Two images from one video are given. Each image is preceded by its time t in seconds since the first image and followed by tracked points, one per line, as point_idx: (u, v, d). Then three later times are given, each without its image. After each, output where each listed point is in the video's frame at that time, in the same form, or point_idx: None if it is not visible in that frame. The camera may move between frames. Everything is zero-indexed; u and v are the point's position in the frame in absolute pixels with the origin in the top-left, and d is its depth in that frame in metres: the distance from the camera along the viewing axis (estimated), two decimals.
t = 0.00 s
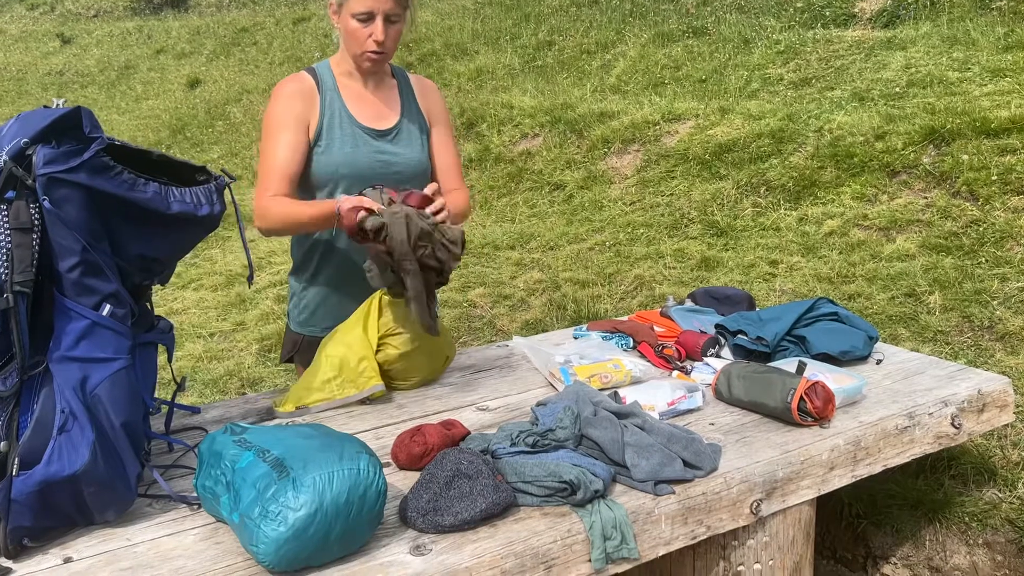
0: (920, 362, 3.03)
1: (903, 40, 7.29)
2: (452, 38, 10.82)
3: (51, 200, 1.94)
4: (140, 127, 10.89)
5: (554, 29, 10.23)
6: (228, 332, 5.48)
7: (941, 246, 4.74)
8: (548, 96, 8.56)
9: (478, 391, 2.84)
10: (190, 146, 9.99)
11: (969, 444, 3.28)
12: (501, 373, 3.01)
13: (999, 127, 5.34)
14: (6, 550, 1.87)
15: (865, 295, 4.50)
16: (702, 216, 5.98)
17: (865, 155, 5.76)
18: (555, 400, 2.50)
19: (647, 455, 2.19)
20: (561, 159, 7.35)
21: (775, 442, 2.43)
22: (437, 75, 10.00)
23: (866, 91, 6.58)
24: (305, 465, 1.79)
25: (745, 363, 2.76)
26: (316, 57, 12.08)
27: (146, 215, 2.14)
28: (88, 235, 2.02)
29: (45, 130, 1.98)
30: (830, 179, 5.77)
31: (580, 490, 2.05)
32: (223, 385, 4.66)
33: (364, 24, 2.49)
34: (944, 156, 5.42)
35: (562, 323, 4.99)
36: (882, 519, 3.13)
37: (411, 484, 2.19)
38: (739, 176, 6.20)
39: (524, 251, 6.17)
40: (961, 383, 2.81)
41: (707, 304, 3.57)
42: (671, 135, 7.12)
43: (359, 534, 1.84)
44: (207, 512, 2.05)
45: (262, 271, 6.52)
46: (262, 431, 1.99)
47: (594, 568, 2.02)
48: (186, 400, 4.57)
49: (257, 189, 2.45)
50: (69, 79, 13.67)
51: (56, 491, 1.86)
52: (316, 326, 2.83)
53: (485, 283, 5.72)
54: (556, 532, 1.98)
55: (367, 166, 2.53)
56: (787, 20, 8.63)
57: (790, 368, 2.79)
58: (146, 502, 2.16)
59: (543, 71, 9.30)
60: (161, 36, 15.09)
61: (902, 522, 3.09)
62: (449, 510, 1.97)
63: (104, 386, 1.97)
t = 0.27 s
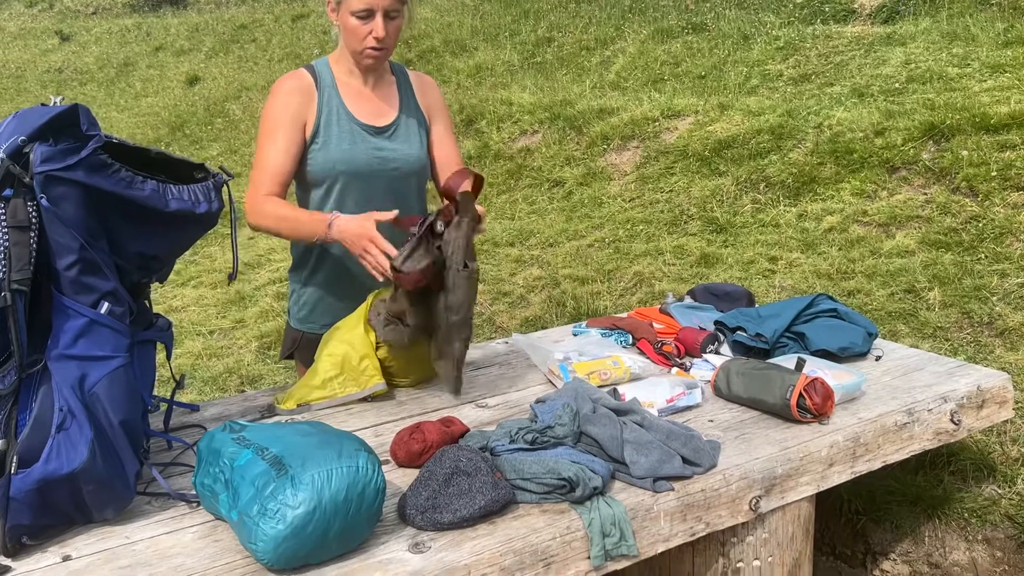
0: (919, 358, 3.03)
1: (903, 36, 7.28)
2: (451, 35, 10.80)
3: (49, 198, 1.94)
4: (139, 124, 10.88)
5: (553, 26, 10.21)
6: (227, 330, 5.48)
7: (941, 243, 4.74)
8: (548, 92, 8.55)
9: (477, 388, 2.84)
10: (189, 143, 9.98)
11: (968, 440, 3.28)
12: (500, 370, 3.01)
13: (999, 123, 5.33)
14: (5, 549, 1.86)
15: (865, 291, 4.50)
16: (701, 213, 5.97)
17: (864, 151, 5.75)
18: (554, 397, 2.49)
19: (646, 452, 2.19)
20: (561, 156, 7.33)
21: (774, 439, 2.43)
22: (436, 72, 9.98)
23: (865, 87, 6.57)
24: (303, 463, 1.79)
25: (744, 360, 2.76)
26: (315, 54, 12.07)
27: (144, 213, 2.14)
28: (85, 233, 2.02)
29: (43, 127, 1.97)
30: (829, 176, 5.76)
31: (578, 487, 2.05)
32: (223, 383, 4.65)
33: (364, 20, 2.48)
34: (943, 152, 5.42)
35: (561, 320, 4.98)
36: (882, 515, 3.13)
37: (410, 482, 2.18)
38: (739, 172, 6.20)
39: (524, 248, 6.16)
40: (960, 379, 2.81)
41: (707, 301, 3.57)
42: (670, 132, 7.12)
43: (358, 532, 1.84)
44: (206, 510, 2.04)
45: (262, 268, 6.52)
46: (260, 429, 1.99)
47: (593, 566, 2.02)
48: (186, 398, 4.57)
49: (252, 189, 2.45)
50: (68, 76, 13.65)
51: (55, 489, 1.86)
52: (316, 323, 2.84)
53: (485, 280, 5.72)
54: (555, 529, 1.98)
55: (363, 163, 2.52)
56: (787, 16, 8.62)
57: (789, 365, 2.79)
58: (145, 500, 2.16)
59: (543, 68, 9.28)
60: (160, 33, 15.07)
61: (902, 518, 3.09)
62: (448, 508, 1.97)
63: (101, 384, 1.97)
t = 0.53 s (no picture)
0: (920, 356, 3.03)
1: (903, 33, 7.27)
2: (451, 32, 10.79)
3: (48, 197, 1.93)
4: (139, 123, 10.87)
5: (553, 24, 10.20)
6: (227, 328, 5.48)
7: (941, 240, 4.73)
8: (548, 90, 8.54)
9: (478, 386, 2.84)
10: (189, 142, 9.97)
11: (968, 437, 3.28)
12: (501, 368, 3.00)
13: (999, 120, 5.33)
14: (6, 548, 1.86)
15: (865, 288, 4.50)
16: (701, 210, 5.97)
17: (865, 149, 5.75)
18: (554, 395, 2.49)
19: (647, 450, 2.19)
20: (561, 154, 7.33)
21: (774, 436, 2.43)
22: (436, 70, 9.97)
23: (865, 84, 6.56)
24: (304, 461, 1.79)
25: (744, 357, 2.76)
26: (314, 52, 12.05)
27: (144, 211, 2.14)
28: (85, 231, 2.02)
29: (43, 125, 1.98)
30: (829, 173, 5.76)
31: (579, 485, 2.05)
32: (223, 381, 4.66)
33: (362, 20, 2.48)
34: (943, 149, 5.41)
35: (561, 318, 4.98)
36: (883, 513, 3.14)
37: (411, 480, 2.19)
38: (739, 170, 6.19)
39: (524, 246, 6.16)
40: (961, 377, 2.81)
41: (707, 298, 3.57)
42: (670, 130, 7.11)
43: (359, 530, 1.84)
44: (207, 509, 2.04)
45: (261, 267, 6.51)
46: (260, 428, 1.99)
47: (594, 563, 2.02)
48: (186, 396, 4.57)
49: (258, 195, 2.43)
50: (67, 74, 13.64)
51: (56, 487, 1.86)
52: (316, 322, 2.84)
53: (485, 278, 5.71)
54: (555, 527, 1.98)
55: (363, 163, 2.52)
56: (787, 13, 8.61)
57: (789, 362, 2.79)
58: (145, 498, 2.16)
59: (542, 65, 9.27)
60: (159, 31, 15.06)
61: (902, 516, 3.09)
62: (448, 506, 1.97)
63: (102, 383, 1.97)
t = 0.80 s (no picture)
0: (921, 354, 3.02)
1: (903, 31, 7.26)
2: (451, 31, 10.79)
3: (48, 196, 1.93)
4: (138, 121, 10.86)
5: (553, 22, 10.20)
6: (227, 327, 5.48)
7: (941, 238, 4.73)
8: (548, 88, 8.54)
9: (479, 385, 2.83)
10: (189, 141, 9.97)
11: (969, 435, 3.28)
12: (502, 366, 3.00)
13: (999, 118, 5.32)
14: (6, 547, 1.86)
15: (866, 286, 4.49)
16: (702, 209, 5.97)
17: (865, 146, 5.75)
18: (555, 393, 2.49)
19: (647, 448, 2.19)
20: (561, 152, 7.32)
21: (775, 435, 2.42)
22: (436, 68, 9.97)
23: (865, 82, 6.56)
24: (304, 459, 1.79)
25: (744, 356, 2.76)
26: (314, 50, 12.04)
27: (143, 210, 2.13)
28: (85, 230, 2.02)
29: (43, 124, 1.97)
30: (830, 171, 5.75)
31: (580, 484, 2.05)
32: (223, 380, 4.66)
33: (369, 16, 2.48)
34: (943, 147, 5.41)
35: (562, 317, 4.98)
36: (883, 511, 3.14)
37: (411, 478, 2.19)
38: (739, 168, 6.19)
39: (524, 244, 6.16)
40: (961, 374, 2.81)
41: (707, 297, 3.57)
42: (670, 128, 7.11)
43: (359, 528, 1.83)
44: (207, 508, 2.04)
45: (261, 265, 6.51)
46: (261, 427, 1.99)
47: (594, 562, 2.03)
48: (187, 395, 4.58)
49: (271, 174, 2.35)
50: (67, 73, 13.63)
51: (56, 487, 1.86)
52: (318, 319, 2.84)
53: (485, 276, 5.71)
54: (556, 526, 1.98)
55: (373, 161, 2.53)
56: (787, 11, 8.60)
57: (790, 361, 2.79)
58: (146, 497, 2.16)
59: (542, 64, 9.27)
60: (159, 30, 15.05)
61: (902, 514, 3.09)
62: (449, 505, 1.97)
63: (102, 381, 1.97)
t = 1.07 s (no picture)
0: (921, 354, 3.02)
1: (904, 30, 7.25)
2: (451, 30, 10.78)
3: (47, 196, 1.93)
4: (139, 121, 10.87)
5: (553, 21, 10.19)
6: (227, 326, 5.48)
7: (942, 238, 4.73)
8: (548, 88, 8.54)
9: (478, 385, 2.84)
10: (189, 140, 9.97)
11: (969, 435, 3.28)
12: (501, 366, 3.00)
13: (1000, 117, 5.32)
14: (6, 547, 1.86)
15: (866, 286, 4.49)
16: (702, 208, 5.96)
17: (865, 146, 5.75)
18: (555, 393, 2.49)
19: (647, 449, 2.19)
20: (561, 152, 7.32)
21: (775, 435, 2.42)
22: (436, 67, 9.97)
23: (866, 81, 6.55)
24: (304, 460, 1.79)
25: (744, 356, 2.75)
26: (315, 50, 12.04)
27: (143, 210, 2.13)
28: (85, 231, 2.01)
29: (43, 124, 1.97)
30: (830, 171, 5.75)
31: (580, 484, 2.05)
32: (223, 379, 4.66)
33: (376, 16, 2.46)
34: (944, 146, 5.40)
35: (561, 316, 4.98)
36: (883, 511, 3.14)
37: (411, 479, 2.19)
38: (740, 168, 6.19)
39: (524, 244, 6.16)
40: (962, 374, 2.81)
41: (707, 297, 3.56)
42: (671, 127, 7.10)
43: (359, 529, 1.83)
44: (207, 508, 2.04)
45: (262, 265, 6.52)
46: (261, 427, 1.99)
47: (594, 562, 2.02)
48: (187, 395, 4.57)
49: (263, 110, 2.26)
50: (67, 73, 13.63)
51: (55, 487, 1.86)
52: (317, 318, 2.84)
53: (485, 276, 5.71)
54: (556, 526, 1.98)
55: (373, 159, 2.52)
56: (787, 10, 8.60)
57: (790, 361, 2.78)
58: (146, 497, 2.16)
59: (542, 63, 9.26)
60: (159, 29, 15.05)
61: (903, 514, 3.09)
62: (449, 505, 1.97)
63: (102, 381, 1.97)
